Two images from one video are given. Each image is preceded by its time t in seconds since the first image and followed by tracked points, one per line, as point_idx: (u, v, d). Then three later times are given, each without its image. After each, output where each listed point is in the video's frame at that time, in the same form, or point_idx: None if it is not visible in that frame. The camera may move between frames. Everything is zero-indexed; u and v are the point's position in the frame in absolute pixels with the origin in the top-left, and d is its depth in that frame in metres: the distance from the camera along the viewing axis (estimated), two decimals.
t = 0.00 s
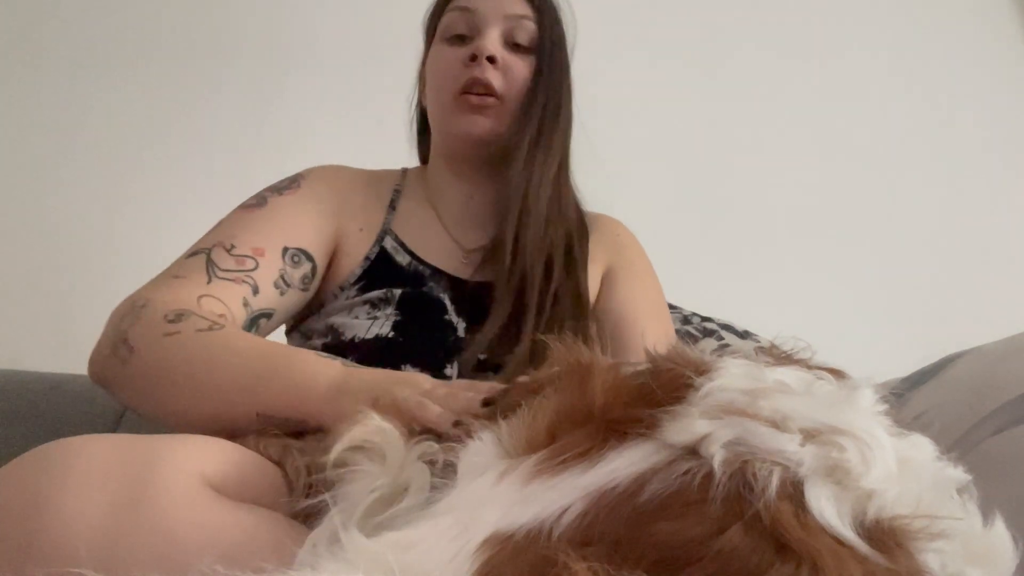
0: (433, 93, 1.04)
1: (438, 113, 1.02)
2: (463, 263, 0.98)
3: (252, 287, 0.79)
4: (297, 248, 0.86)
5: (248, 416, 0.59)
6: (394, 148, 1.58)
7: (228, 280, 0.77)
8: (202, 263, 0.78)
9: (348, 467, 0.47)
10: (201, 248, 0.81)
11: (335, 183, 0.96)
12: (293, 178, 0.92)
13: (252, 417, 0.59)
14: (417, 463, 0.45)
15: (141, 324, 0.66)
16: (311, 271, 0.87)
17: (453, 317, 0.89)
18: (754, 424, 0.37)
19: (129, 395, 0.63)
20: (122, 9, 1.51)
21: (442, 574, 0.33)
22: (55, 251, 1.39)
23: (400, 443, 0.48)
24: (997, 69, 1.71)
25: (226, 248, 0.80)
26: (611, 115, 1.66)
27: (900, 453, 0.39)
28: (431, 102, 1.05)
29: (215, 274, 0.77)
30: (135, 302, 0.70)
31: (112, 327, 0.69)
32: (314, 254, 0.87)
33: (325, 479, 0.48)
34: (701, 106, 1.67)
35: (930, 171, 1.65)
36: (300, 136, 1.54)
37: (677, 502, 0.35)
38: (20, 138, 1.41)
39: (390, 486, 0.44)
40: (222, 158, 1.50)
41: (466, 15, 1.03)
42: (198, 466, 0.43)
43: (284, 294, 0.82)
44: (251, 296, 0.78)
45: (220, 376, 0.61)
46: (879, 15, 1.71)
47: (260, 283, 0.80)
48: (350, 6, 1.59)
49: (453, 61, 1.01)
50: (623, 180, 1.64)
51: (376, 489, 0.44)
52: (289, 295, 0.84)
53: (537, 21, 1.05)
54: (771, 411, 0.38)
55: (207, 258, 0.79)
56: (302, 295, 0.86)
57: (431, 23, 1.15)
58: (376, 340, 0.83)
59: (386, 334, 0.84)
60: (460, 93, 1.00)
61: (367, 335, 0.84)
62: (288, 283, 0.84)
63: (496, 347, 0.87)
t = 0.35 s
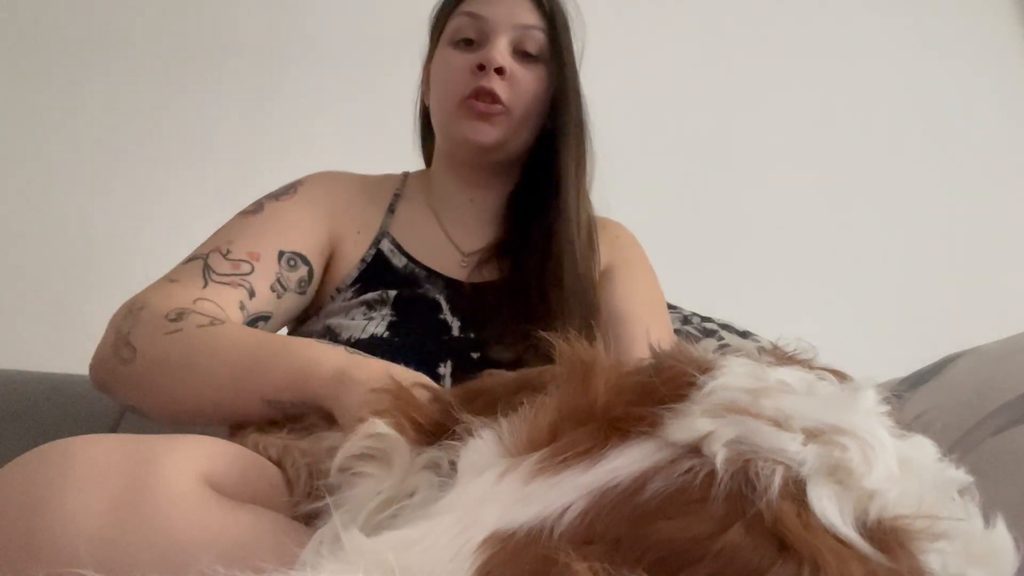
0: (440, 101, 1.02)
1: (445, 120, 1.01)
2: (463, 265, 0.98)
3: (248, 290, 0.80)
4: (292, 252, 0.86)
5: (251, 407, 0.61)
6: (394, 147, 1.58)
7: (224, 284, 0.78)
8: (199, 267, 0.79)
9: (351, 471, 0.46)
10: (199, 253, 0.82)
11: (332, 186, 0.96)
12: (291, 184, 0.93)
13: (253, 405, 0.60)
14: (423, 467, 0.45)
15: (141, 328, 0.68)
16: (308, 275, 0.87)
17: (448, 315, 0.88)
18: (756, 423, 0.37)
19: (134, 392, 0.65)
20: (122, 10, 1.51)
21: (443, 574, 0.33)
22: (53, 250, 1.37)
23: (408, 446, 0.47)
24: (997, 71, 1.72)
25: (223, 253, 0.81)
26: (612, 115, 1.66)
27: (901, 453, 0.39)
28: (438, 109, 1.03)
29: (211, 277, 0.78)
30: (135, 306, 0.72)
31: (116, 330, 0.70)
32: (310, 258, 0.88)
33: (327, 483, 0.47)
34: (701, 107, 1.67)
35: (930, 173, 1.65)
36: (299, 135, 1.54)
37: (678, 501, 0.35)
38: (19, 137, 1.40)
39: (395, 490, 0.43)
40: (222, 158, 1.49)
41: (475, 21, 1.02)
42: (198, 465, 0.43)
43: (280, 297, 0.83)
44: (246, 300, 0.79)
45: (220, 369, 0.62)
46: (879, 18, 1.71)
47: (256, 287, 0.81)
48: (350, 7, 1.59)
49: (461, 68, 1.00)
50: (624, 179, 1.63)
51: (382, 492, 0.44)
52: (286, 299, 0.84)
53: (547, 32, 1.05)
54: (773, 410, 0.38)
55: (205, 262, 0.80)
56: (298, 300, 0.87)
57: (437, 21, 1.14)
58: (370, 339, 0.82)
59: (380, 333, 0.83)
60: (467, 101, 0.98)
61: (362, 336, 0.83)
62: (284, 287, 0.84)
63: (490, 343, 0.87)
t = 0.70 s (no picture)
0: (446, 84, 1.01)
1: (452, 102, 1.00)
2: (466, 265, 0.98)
3: (282, 282, 0.77)
4: (316, 246, 0.85)
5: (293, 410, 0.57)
6: (394, 148, 1.58)
7: (259, 277, 0.75)
8: (228, 263, 0.75)
9: (354, 470, 0.47)
10: (222, 250, 0.78)
11: (337, 185, 0.95)
12: (294, 182, 0.90)
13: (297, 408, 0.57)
14: (424, 468, 0.45)
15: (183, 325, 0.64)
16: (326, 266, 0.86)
17: (456, 318, 0.88)
18: (757, 422, 0.37)
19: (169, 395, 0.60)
20: (124, 12, 1.51)
21: (444, 573, 0.33)
22: (53, 249, 1.37)
23: (409, 445, 0.47)
24: (994, 76, 1.73)
25: (249, 247, 0.78)
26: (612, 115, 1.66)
27: (903, 451, 0.39)
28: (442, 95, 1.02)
29: (245, 271, 0.75)
30: (175, 304, 0.67)
31: (149, 331, 0.65)
32: (327, 250, 0.87)
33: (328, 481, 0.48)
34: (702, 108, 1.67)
35: (929, 174, 1.66)
36: (299, 135, 1.53)
37: (680, 500, 0.35)
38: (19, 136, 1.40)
39: (396, 489, 0.44)
40: (222, 157, 1.48)
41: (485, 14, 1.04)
42: (198, 465, 0.43)
43: (308, 291, 0.82)
44: (282, 292, 0.77)
45: (261, 369, 0.59)
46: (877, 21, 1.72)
47: (287, 278, 0.79)
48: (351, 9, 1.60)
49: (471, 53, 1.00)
50: (625, 178, 1.62)
51: (383, 491, 0.44)
52: (311, 293, 0.83)
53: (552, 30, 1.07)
54: (774, 409, 0.38)
55: (234, 258, 0.76)
56: (318, 294, 0.85)
57: (438, 21, 1.15)
58: (380, 342, 0.82)
59: (390, 336, 0.83)
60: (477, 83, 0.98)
61: (371, 337, 0.83)
62: (309, 280, 0.83)
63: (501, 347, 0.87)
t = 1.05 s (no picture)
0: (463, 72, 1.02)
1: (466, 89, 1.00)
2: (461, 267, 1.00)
3: (295, 284, 0.78)
4: (323, 247, 0.85)
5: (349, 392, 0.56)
6: (395, 148, 1.58)
7: (274, 278, 0.76)
8: (244, 262, 0.75)
9: (355, 468, 0.47)
10: (233, 249, 0.77)
11: (339, 185, 0.93)
12: (299, 181, 0.89)
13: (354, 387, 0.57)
14: (426, 468, 0.45)
15: (211, 318, 0.62)
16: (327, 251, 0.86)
17: (449, 317, 0.91)
18: (756, 421, 0.37)
19: (204, 392, 0.59)
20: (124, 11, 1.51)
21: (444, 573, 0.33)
22: (55, 249, 1.37)
23: (413, 444, 0.47)
24: (994, 76, 1.73)
25: (262, 247, 0.78)
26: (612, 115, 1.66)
27: (901, 451, 0.39)
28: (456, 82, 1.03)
29: (261, 272, 0.75)
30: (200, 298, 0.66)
31: (169, 329, 0.63)
32: (333, 251, 0.86)
33: (328, 480, 0.48)
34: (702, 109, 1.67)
35: (930, 174, 1.66)
36: (300, 135, 1.53)
37: (679, 500, 0.35)
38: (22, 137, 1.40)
39: (398, 488, 0.44)
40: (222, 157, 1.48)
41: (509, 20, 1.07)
42: (200, 465, 0.43)
43: (316, 293, 0.82)
44: (295, 292, 0.78)
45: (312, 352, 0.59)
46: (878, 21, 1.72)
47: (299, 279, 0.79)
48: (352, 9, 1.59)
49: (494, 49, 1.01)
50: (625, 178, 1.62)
51: (385, 490, 0.44)
52: (320, 294, 0.84)
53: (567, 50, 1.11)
54: (774, 409, 0.38)
55: (250, 257, 0.76)
56: (324, 295, 0.86)
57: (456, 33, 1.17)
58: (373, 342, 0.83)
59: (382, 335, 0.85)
60: (495, 72, 0.98)
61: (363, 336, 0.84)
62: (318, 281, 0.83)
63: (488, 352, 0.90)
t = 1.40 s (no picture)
0: (444, 51, 1.01)
1: (445, 71, 1.00)
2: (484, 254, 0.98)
3: (264, 297, 0.75)
4: (306, 257, 0.82)
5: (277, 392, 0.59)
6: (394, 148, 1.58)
7: (240, 292, 0.73)
8: (211, 275, 0.74)
9: (355, 469, 0.47)
10: (207, 261, 0.77)
11: (339, 190, 0.92)
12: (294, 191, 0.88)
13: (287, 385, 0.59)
14: (426, 470, 0.45)
15: (156, 336, 0.64)
16: (307, 262, 0.81)
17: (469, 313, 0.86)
18: (753, 423, 0.37)
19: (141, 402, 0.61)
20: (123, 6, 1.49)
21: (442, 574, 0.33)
22: (53, 249, 1.36)
23: (412, 446, 0.47)
24: (990, 80, 1.75)
25: (235, 259, 0.76)
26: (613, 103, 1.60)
27: (897, 451, 0.39)
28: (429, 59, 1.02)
29: (227, 284, 0.73)
30: (154, 307, 0.69)
31: (123, 338, 0.67)
32: (321, 262, 0.83)
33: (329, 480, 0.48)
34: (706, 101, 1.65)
35: (928, 175, 1.67)
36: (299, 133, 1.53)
37: (676, 502, 0.35)
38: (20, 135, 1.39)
39: (398, 489, 0.44)
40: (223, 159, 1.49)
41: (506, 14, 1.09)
42: (199, 465, 0.44)
43: (295, 304, 0.79)
44: (264, 307, 0.74)
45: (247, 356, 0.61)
46: (876, 22, 1.73)
47: (271, 293, 0.76)
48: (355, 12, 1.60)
49: (491, 40, 1.03)
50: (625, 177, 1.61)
51: (385, 491, 0.44)
52: (300, 306, 0.80)
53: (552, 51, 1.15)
54: (769, 410, 0.38)
55: (217, 268, 0.75)
56: (312, 304, 0.82)
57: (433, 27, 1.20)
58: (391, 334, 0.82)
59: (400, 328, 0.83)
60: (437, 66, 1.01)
61: (381, 329, 0.82)
62: (297, 293, 0.79)
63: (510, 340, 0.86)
